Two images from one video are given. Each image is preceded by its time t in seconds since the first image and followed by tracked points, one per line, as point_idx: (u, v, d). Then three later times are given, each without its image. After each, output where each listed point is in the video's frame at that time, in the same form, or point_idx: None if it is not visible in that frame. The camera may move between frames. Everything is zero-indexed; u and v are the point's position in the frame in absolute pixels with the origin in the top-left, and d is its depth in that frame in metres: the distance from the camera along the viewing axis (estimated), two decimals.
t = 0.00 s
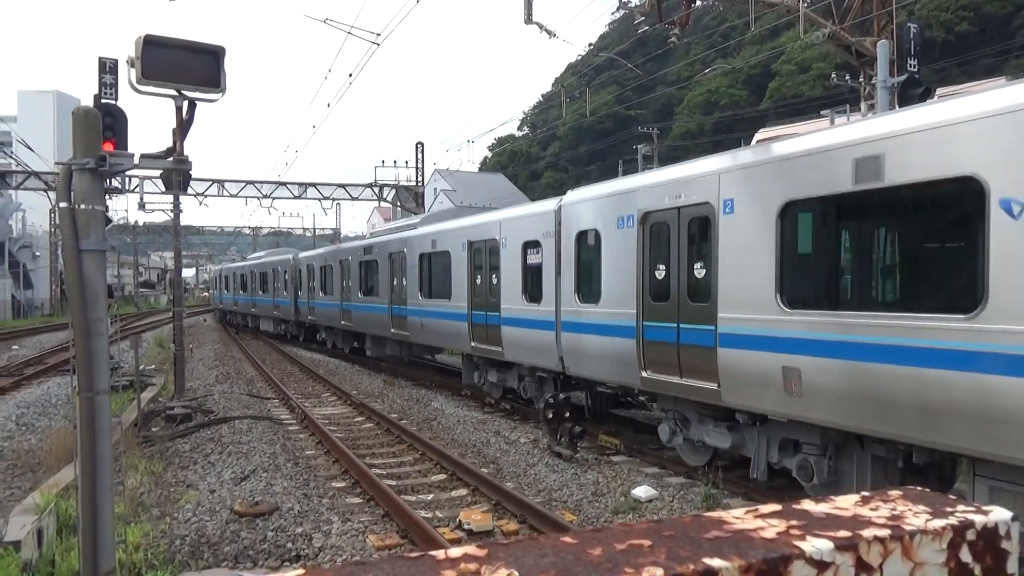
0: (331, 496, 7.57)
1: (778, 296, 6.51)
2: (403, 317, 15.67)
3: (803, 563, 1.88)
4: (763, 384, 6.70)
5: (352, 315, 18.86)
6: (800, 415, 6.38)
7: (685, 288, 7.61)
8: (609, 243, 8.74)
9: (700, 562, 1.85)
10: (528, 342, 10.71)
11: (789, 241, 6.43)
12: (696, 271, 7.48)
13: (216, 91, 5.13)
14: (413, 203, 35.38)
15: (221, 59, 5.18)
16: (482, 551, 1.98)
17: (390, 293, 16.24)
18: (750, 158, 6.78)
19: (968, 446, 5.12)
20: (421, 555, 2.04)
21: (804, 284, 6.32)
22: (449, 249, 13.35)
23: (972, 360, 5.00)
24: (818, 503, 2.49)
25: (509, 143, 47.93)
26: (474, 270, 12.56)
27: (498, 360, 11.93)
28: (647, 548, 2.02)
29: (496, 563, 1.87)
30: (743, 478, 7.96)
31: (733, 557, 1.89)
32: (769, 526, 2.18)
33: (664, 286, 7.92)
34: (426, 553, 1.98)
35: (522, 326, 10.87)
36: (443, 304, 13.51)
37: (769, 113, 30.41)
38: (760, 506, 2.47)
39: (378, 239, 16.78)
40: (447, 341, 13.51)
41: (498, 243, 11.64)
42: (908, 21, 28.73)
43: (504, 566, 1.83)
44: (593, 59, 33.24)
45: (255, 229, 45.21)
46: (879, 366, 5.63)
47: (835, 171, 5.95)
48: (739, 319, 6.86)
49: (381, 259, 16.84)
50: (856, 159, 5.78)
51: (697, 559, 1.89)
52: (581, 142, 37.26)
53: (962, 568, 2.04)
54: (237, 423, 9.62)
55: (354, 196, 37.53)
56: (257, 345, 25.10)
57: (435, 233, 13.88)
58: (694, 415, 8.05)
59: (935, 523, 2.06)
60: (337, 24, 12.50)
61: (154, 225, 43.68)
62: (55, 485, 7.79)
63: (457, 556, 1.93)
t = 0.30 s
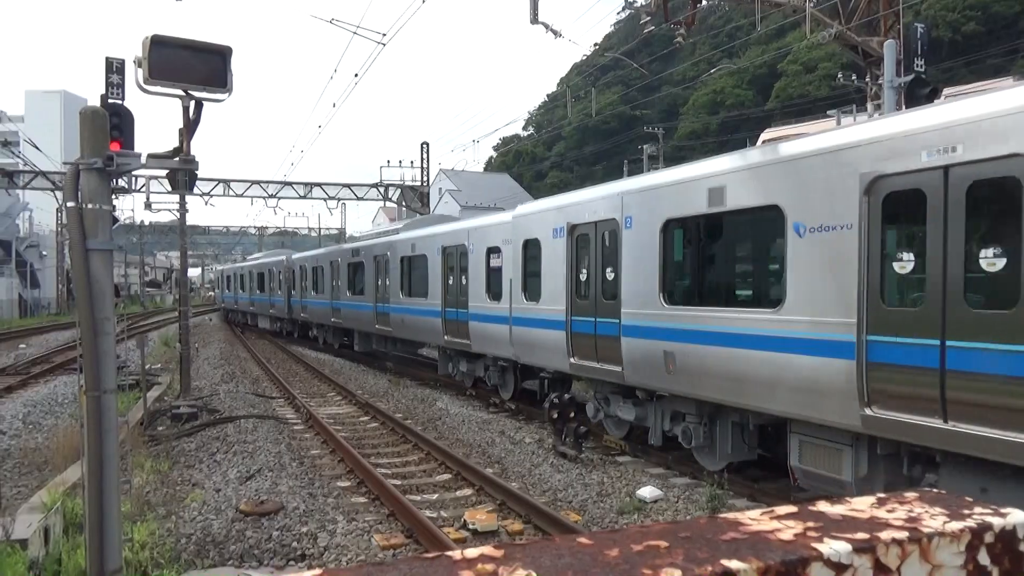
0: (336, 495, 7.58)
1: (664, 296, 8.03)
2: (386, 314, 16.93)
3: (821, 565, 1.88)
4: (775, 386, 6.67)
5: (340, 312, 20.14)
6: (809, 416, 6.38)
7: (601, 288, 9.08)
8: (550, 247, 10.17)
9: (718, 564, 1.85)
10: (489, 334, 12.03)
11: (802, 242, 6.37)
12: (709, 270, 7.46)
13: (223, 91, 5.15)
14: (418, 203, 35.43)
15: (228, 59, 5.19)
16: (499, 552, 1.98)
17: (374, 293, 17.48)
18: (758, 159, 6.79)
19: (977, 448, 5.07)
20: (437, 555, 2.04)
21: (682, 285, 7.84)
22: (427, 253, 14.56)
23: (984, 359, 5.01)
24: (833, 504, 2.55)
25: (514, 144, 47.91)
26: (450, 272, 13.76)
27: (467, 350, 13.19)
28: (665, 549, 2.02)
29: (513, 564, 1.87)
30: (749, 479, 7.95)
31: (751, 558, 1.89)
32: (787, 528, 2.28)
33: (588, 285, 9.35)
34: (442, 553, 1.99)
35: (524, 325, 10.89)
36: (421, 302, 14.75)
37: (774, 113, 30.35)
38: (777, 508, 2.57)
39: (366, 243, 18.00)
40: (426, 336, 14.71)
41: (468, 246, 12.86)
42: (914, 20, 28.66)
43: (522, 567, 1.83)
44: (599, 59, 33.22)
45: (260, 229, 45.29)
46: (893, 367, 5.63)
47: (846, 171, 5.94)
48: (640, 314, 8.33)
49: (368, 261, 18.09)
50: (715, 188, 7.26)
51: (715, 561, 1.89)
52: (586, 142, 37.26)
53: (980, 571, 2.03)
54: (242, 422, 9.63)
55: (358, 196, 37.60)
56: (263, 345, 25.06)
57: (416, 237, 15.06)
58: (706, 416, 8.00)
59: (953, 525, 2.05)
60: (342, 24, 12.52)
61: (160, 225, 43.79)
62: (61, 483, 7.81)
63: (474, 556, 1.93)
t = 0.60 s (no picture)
0: (342, 494, 7.60)
1: (585, 295, 9.63)
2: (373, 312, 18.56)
3: (841, 566, 1.88)
4: (784, 385, 6.70)
5: (333, 310, 21.82)
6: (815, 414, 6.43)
7: (543, 289, 10.70)
8: (506, 254, 11.77)
9: (737, 564, 1.85)
10: (460, 329, 13.61)
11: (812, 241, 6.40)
12: (729, 271, 7.33)
13: (230, 91, 5.16)
14: (424, 203, 35.50)
15: (234, 59, 5.19)
16: (518, 552, 1.99)
17: (363, 292, 19.14)
18: (768, 159, 6.80)
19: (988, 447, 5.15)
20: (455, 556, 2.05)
21: (597, 287, 9.40)
22: (409, 255, 16.14)
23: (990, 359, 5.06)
24: (852, 505, 2.52)
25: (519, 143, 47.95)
26: (429, 274, 15.30)
27: (442, 343, 14.77)
28: (683, 549, 2.02)
29: (533, 564, 1.87)
30: (755, 480, 7.95)
31: (771, 559, 1.88)
32: (804, 528, 2.23)
33: (534, 286, 10.97)
34: (461, 553, 1.99)
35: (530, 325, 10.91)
36: (403, 300, 16.31)
37: (780, 113, 30.25)
38: (792, 509, 2.52)
39: (354, 246, 19.69)
40: (409, 331, 16.26)
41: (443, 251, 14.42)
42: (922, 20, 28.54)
43: (542, 567, 1.84)
44: (604, 58, 33.18)
45: (266, 229, 45.43)
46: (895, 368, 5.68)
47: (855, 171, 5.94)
48: (570, 311, 9.90)
49: (357, 263, 19.85)
50: (620, 207, 8.82)
51: (734, 561, 1.90)
52: (592, 142, 37.24)
53: (999, 572, 2.03)
54: (248, 421, 9.64)
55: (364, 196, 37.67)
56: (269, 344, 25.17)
57: (399, 242, 16.67)
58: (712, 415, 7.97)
59: (972, 526, 2.05)
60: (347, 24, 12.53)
61: (165, 225, 43.94)
62: (69, 482, 7.85)
63: (493, 557, 1.94)
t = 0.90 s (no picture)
0: (349, 494, 7.61)
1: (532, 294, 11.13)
2: (362, 310, 20.01)
3: (862, 566, 1.86)
4: (793, 385, 6.66)
5: (326, 309, 23.13)
6: (825, 416, 6.39)
7: (503, 289, 12.14)
8: (474, 258, 13.19)
9: (758, 564, 1.84)
10: (438, 325, 15.05)
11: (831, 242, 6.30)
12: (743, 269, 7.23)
13: (237, 92, 5.17)
14: (429, 203, 35.56)
15: (242, 59, 5.21)
16: (537, 551, 2.00)
17: (353, 292, 20.54)
18: (777, 158, 6.75)
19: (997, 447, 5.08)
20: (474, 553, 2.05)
21: (541, 287, 10.89)
22: (394, 258, 17.60)
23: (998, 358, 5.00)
24: (870, 505, 2.51)
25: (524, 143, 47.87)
26: (411, 274, 16.71)
27: (424, 338, 16.16)
28: (703, 549, 2.02)
29: (553, 562, 1.87)
30: (763, 480, 7.92)
31: (792, 559, 1.88)
32: (825, 528, 2.23)
33: (496, 287, 12.41)
34: (481, 551, 2.00)
35: (523, 323, 11.35)
36: (388, 299, 17.79)
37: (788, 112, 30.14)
38: (812, 508, 2.52)
39: (344, 247, 21.16)
40: (393, 327, 17.66)
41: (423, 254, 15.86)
42: (931, 18, 28.38)
43: (562, 566, 1.83)
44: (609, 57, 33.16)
45: (272, 230, 45.51)
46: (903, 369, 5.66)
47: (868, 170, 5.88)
48: (522, 308, 11.34)
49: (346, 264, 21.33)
50: (560, 219, 10.27)
51: (755, 561, 1.89)
52: (598, 142, 37.23)
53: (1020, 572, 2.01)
54: (256, 421, 9.65)
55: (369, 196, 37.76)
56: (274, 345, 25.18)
57: (385, 245, 18.11)
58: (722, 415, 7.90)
59: (993, 526, 2.04)
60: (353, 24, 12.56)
61: (170, 225, 44.10)
62: (78, 481, 7.89)
63: (513, 555, 1.94)
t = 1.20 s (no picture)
0: (351, 501, 7.34)
1: (496, 293, 12.32)
2: (348, 308, 21.25)
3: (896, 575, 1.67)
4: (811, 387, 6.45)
5: (315, 308, 24.39)
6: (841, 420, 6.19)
7: (473, 289, 13.30)
8: (449, 259, 14.31)
9: (790, 573, 1.64)
10: (415, 322, 16.15)
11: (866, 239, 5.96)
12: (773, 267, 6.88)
13: (235, 85, 4.88)
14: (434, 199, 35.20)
15: (240, 51, 4.92)
16: (559, 558, 1.84)
17: (340, 290, 21.72)
18: (798, 152, 6.53)
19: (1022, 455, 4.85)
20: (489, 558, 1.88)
21: (505, 287, 12.06)
22: (376, 258, 18.78)
23: None
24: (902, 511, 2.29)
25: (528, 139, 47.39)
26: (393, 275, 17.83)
27: (404, 335, 17.37)
28: (731, 556, 1.82)
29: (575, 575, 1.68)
30: (778, 485, 7.65)
31: (824, 567, 1.68)
32: (855, 535, 2.04)
33: (468, 286, 13.51)
34: (500, 557, 1.82)
35: (489, 320, 12.50)
36: (371, 297, 19.00)
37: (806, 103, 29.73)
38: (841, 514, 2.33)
39: (332, 248, 22.34)
40: (376, 324, 18.77)
41: (402, 255, 16.99)
42: (955, 6, 27.90)
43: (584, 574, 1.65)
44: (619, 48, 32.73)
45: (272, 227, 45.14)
46: (919, 369, 5.51)
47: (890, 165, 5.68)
48: (490, 305, 12.51)
49: (334, 264, 22.52)
50: (518, 226, 11.47)
51: (785, 568, 1.68)
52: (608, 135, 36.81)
53: None
54: (254, 425, 9.37)
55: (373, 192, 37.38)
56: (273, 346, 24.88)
57: (368, 247, 19.29)
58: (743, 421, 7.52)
59: None
60: (355, 15, 12.21)
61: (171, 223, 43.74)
62: (71, 487, 7.64)
63: (533, 561, 1.79)
